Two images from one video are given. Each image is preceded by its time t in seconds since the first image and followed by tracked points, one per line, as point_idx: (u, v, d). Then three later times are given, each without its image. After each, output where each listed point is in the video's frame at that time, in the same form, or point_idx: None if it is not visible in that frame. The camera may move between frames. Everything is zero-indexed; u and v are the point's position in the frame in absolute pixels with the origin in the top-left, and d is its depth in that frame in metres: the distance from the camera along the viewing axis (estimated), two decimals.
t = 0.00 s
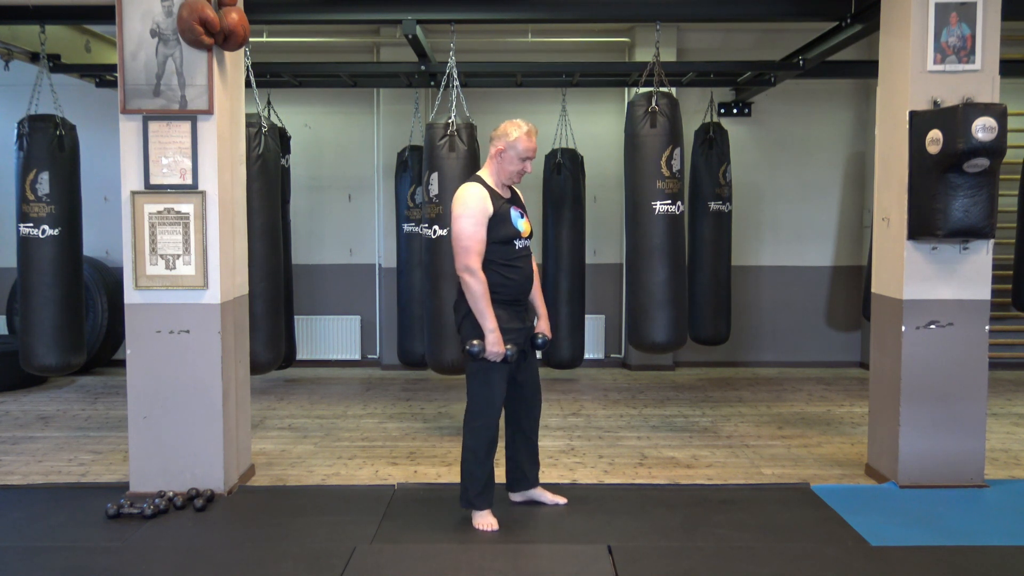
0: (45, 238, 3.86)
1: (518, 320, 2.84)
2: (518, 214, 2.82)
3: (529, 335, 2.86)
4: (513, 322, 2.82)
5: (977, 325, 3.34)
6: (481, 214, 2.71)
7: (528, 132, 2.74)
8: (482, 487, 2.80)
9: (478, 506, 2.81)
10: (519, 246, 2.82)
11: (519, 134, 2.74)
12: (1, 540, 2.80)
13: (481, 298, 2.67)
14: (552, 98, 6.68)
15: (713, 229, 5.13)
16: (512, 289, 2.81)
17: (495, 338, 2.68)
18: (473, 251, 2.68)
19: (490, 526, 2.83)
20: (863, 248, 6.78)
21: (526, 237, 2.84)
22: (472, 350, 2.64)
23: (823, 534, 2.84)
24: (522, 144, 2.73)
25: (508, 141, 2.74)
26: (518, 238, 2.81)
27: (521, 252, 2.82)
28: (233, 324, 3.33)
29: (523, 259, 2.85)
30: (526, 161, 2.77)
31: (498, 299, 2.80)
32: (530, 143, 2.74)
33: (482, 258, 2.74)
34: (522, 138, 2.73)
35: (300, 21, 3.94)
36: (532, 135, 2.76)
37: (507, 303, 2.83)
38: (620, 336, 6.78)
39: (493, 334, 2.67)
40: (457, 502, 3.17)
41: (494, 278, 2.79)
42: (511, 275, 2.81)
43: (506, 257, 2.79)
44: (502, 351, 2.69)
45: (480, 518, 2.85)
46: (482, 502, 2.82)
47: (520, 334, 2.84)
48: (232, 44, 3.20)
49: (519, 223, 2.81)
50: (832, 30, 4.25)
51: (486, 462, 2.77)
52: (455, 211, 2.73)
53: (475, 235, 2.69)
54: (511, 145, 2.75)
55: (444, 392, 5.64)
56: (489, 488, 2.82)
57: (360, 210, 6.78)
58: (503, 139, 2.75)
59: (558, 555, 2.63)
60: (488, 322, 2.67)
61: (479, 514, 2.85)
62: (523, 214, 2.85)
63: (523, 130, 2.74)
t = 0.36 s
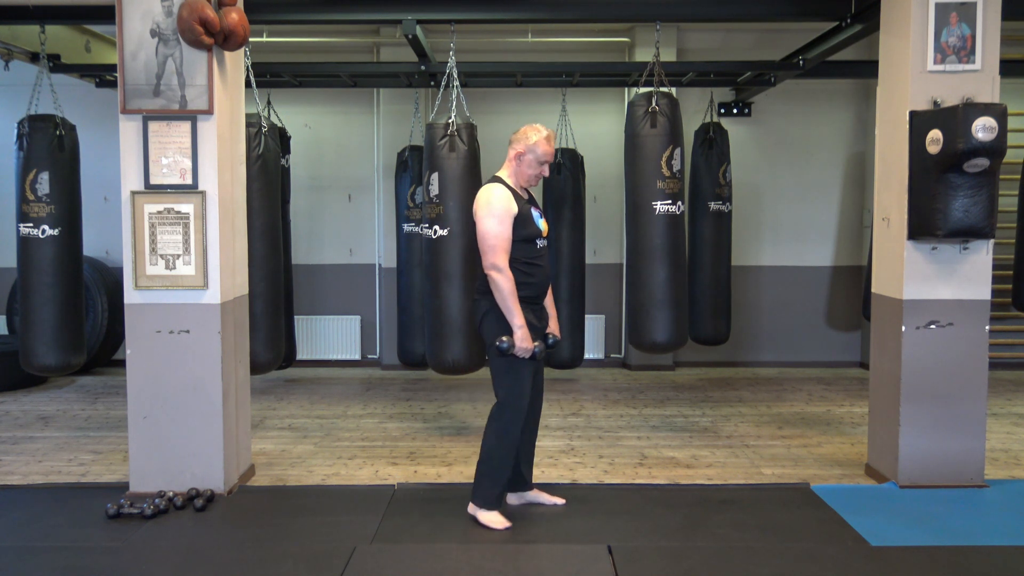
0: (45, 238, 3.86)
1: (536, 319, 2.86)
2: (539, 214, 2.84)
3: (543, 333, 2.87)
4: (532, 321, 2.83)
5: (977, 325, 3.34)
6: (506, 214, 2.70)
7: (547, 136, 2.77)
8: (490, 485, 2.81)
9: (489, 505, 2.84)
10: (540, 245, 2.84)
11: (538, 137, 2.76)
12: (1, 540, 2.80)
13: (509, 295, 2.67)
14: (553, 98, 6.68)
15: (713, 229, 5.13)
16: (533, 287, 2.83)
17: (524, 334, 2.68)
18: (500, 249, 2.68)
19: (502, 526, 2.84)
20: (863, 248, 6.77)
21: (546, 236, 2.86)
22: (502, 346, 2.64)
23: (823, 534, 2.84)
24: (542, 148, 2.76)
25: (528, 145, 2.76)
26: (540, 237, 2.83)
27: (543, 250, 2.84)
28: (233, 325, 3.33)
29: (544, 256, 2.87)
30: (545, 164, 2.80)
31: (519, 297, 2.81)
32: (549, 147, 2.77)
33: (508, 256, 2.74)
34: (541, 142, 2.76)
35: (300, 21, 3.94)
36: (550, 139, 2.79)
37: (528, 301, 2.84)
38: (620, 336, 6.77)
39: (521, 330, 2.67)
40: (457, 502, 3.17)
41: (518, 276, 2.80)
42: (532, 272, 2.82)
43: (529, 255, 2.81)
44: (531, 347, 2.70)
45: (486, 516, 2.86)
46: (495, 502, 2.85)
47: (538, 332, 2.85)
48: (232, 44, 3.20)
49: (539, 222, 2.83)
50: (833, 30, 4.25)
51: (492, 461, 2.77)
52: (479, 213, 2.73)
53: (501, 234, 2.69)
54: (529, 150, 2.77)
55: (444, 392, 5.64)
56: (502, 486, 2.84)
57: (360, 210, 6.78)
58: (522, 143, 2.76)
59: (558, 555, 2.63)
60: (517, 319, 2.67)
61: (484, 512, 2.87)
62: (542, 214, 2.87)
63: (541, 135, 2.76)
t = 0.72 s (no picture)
0: (45, 238, 3.86)
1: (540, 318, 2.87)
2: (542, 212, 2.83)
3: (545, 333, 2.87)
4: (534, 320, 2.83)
5: (977, 325, 3.34)
6: (507, 212, 2.71)
7: (550, 134, 2.76)
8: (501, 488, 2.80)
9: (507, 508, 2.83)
10: (542, 244, 2.84)
11: (541, 136, 2.75)
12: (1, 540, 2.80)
13: (512, 294, 2.67)
14: (553, 97, 6.68)
15: (713, 229, 5.13)
16: (534, 286, 2.83)
17: (528, 332, 2.68)
18: (502, 248, 2.68)
19: (532, 527, 2.84)
20: (863, 248, 6.78)
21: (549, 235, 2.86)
22: (507, 345, 2.64)
23: (823, 534, 2.84)
24: (544, 147, 2.75)
25: (531, 144, 2.75)
26: (542, 236, 2.83)
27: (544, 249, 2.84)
28: (233, 325, 3.33)
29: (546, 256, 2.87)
30: (549, 163, 2.79)
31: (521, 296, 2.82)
32: (552, 145, 2.76)
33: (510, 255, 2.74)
34: (544, 141, 2.75)
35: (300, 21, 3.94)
36: (554, 137, 2.78)
37: (530, 300, 2.84)
38: (620, 336, 6.77)
39: (525, 329, 2.68)
40: (457, 503, 3.17)
41: (519, 275, 2.80)
42: (533, 272, 2.82)
43: (530, 254, 2.81)
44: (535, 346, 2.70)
45: (506, 521, 2.84)
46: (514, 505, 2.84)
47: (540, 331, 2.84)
48: (232, 44, 3.20)
49: (542, 221, 2.83)
50: (833, 30, 4.25)
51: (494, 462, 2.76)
52: (480, 212, 2.73)
53: (503, 233, 2.69)
54: (535, 148, 2.76)
55: (444, 392, 5.64)
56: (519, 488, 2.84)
57: (360, 210, 6.78)
58: (525, 142, 2.76)
59: (558, 555, 2.63)
60: (521, 318, 2.67)
61: (501, 516, 2.86)
62: (546, 213, 2.87)
63: (546, 133, 2.75)
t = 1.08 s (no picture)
0: (45, 238, 3.86)
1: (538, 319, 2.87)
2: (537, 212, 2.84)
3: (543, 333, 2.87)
4: (532, 321, 2.83)
5: (977, 325, 3.34)
6: (505, 213, 2.70)
7: (545, 133, 2.76)
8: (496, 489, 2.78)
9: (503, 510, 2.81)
10: (539, 244, 2.84)
11: (537, 135, 2.75)
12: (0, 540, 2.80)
13: (510, 296, 2.67)
14: (553, 98, 6.68)
15: (713, 229, 5.13)
16: (532, 287, 2.83)
17: (525, 334, 2.68)
18: (500, 249, 2.67)
19: (532, 528, 2.84)
20: (863, 248, 6.78)
21: (545, 235, 2.86)
22: (504, 347, 2.64)
23: (823, 534, 2.84)
24: (539, 145, 2.75)
25: (525, 143, 2.75)
26: (538, 236, 2.83)
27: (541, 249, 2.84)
28: (233, 325, 3.33)
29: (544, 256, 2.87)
30: (543, 162, 2.79)
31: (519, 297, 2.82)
32: (547, 144, 2.76)
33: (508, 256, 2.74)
34: (539, 140, 2.75)
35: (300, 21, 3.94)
36: (549, 136, 2.78)
37: (527, 301, 2.84)
38: (620, 336, 6.77)
39: (523, 330, 2.68)
40: (457, 503, 3.17)
41: (516, 277, 2.80)
42: (531, 273, 2.82)
43: (526, 255, 2.81)
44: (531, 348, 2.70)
45: (505, 521, 2.84)
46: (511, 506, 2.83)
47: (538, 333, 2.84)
48: (232, 44, 3.20)
49: (538, 220, 2.83)
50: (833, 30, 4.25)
51: (490, 461, 2.75)
52: (477, 212, 2.72)
53: (501, 233, 2.68)
54: (530, 147, 2.76)
55: (444, 392, 5.64)
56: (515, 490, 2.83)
57: (360, 210, 6.78)
58: (519, 141, 2.76)
59: (558, 555, 2.63)
60: (518, 319, 2.68)
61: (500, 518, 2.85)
62: (542, 212, 2.87)
63: (541, 132, 2.75)
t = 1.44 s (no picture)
0: (45, 238, 3.86)
1: (539, 317, 2.86)
2: (537, 211, 2.83)
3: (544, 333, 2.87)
4: (533, 319, 2.83)
5: (977, 325, 3.34)
6: (502, 212, 2.71)
7: (542, 133, 2.75)
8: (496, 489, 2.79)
9: (502, 508, 2.82)
10: (539, 242, 2.83)
11: (534, 135, 2.74)
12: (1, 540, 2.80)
13: (508, 294, 2.67)
14: (553, 98, 6.68)
15: (713, 229, 5.13)
16: (532, 285, 2.83)
17: (524, 332, 2.68)
18: (498, 248, 2.68)
19: (528, 526, 2.83)
20: (863, 247, 6.78)
21: (545, 234, 2.85)
22: (503, 345, 2.64)
23: (823, 534, 2.84)
24: (537, 145, 2.74)
25: (523, 143, 2.75)
26: (538, 235, 2.82)
27: (541, 248, 2.83)
28: (233, 325, 3.33)
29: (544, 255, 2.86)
30: (542, 161, 2.78)
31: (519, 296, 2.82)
32: (545, 144, 2.75)
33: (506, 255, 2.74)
34: (537, 140, 2.74)
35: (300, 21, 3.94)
36: (547, 136, 2.77)
37: (527, 300, 2.84)
38: (620, 336, 6.78)
39: (521, 328, 2.68)
40: (457, 503, 3.17)
41: (515, 275, 2.80)
42: (531, 270, 2.82)
43: (526, 253, 2.81)
44: (530, 346, 2.70)
45: (503, 520, 2.84)
46: (509, 505, 2.83)
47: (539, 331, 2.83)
48: (232, 44, 3.20)
49: (537, 219, 2.82)
50: (832, 29, 4.25)
51: (490, 460, 2.75)
52: (475, 211, 2.73)
53: (499, 233, 2.69)
54: (527, 147, 2.75)
55: (444, 392, 5.64)
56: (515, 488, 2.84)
57: (360, 210, 6.78)
58: (517, 141, 2.75)
59: (558, 555, 2.63)
60: (517, 317, 2.68)
61: (498, 517, 2.86)
62: (542, 211, 2.87)
63: (538, 132, 2.74)
